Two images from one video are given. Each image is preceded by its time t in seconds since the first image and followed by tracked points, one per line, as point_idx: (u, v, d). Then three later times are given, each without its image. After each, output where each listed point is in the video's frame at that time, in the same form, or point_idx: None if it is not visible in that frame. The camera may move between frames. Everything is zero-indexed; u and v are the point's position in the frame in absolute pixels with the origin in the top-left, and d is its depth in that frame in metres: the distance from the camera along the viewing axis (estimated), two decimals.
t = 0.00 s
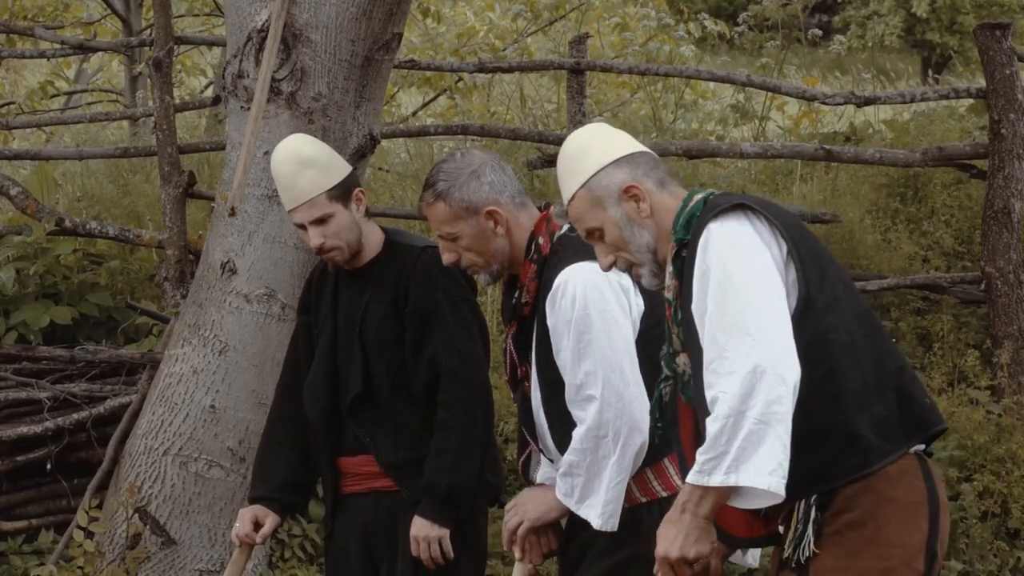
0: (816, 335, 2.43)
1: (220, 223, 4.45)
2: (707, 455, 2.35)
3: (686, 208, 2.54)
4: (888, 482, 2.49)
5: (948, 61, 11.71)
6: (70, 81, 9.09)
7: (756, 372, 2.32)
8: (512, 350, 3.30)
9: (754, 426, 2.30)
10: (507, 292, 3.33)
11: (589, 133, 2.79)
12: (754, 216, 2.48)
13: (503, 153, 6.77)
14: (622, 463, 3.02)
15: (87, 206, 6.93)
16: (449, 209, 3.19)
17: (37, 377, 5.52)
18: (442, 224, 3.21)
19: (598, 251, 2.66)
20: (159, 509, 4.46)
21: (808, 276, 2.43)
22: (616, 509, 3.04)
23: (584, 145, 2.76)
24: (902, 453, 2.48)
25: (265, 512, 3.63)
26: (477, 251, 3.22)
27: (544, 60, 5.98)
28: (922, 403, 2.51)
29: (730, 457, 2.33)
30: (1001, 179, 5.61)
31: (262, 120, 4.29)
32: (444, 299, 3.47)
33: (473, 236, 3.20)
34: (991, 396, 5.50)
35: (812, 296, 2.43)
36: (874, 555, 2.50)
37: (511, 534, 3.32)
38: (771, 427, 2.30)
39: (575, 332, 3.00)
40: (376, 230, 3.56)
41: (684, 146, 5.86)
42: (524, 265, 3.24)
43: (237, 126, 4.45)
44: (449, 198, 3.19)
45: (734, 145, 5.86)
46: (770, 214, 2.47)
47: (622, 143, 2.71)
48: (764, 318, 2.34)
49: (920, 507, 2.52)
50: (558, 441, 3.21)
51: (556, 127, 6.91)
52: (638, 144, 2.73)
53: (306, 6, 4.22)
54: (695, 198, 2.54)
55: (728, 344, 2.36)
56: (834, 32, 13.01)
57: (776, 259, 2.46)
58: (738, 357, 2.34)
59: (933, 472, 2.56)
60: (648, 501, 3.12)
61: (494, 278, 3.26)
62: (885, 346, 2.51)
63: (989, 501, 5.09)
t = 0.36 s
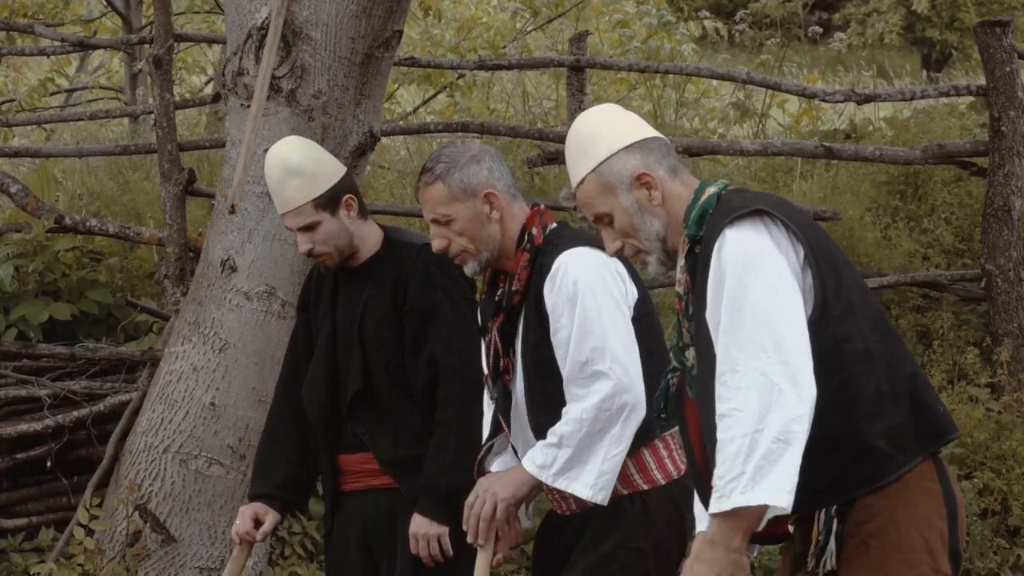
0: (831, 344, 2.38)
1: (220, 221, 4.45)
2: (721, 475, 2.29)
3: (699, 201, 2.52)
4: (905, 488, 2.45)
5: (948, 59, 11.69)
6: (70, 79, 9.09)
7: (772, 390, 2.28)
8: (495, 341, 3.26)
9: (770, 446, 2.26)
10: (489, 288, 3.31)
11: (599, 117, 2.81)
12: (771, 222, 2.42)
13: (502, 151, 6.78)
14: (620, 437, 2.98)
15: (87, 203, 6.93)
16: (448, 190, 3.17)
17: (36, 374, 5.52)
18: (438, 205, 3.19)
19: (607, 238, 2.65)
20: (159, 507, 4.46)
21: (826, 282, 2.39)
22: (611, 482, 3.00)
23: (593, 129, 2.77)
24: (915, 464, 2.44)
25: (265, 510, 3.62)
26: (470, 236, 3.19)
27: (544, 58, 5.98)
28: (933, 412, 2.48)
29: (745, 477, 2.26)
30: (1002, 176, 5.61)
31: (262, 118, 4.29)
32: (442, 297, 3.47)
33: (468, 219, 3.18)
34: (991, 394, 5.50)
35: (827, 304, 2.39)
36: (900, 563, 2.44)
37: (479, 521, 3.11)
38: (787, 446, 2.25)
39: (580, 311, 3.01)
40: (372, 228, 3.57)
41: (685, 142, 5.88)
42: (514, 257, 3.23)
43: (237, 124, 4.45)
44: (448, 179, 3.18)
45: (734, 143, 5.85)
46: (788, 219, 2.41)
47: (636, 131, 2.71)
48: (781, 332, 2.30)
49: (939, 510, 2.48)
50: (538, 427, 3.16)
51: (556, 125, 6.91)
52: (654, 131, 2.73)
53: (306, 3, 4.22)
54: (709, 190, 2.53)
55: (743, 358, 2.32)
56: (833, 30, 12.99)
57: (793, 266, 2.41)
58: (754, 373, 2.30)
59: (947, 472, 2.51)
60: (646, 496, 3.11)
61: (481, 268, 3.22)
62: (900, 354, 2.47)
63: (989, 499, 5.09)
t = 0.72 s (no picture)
0: (864, 345, 2.41)
1: (220, 216, 4.45)
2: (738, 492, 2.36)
3: (713, 211, 2.51)
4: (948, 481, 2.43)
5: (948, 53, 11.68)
6: (70, 73, 9.09)
7: (779, 411, 2.33)
8: (477, 326, 3.20)
9: (783, 466, 2.31)
10: (466, 279, 3.27)
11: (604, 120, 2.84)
12: (796, 228, 2.42)
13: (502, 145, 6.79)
14: (613, 396, 2.97)
15: (87, 198, 6.93)
16: (428, 170, 3.18)
17: (37, 368, 5.52)
18: (418, 186, 3.18)
19: (615, 248, 2.64)
20: (159, 501, 4.46)
21: (852, 288, 2.40)
22: (609, 444, 2.96)
23: (600, 135, 2.79)
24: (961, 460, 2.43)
25: (265, 504, 3.63)
26: (450, 217, 3.17)
27: (544, 52, 5.97)
28: (975, 405, 2.47)
29: (757, 496, 2.34)
30: (1002, 171, 5.62)
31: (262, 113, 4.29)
32: (439, 290, 3.47)
33: (448, 199, 3.17)
34: (991, 388, 5.51)
35: (859, 306, 2.40)
36: (952, 558, 2.42)
37: (502, 512, 2.94)
38: (799, 467, 2.31)
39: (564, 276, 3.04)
40: (370, 221, 3.58)
41: (685, 136, 5.88)
42: (494, 241, 3.21)
43: (237, 118, 4.46)
44: (428, 160, 3.19)
45: (733, 137, 5.85)
46: (815, 224, 2.41)
47: (645, 141, 2.70)
48: (797, 349, 2.33)
49: (985, 500, 2.46)
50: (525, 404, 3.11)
51: (556, 119, 6.91)
52: (664, 140, 2.71)
53: None
54: (722, 201, 2.52)
55: (762, 376, 2.36)
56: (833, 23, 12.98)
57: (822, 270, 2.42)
58: (769, 393, 2.35)
59: (990, 463, 2.50)
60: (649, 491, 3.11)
61: (461, 252, 3.20)
62: (936, 350, 2.47)
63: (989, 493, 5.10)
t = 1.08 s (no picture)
0: (870, 336, 2.40)
1: (220, 212, 4.45)
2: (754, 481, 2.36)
3: (725, 195, 2.52)
4: (945, 477, 2.41)
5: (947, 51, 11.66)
6: (70, 70, 9.09)
7: (795, 398, 2.33)
8: (476, 314, 3.22)
9: (798, 456, 2.31)
10: (473, 268, 3.30)
11: (628, 97, 2.81)
12: (807, 218, 2.43)
13: (502, 142, 6.79)
14: (607, 392, 2.96)
15: (88, 195, 6.93)
16: (444, 153, 3.23)
17: (36, 365, 5.53)
18: (432, 169, 3.24)
19: (622, 223, 2.66)
20: (159, 498, 4.46)
21: (862, 278, 2.40)
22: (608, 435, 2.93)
23: (619, 113, 2.76)
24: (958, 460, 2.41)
25: (265, 499, 3.63)
26: (461, 203, 3.21)
27: (544, 49, 5.97)
28: (974, 407, 2.46)
29: (774, 484, 2.34)
30: (1002, 167, 5.61)
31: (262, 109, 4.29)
32: (437, 284, 3.47)
33: (460, 184, 3.21)
34: (991, 385, 5.50)
35: (866, 297, 2.40)
36: (942, 556, 2.42)
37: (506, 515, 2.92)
38: (816, 456, 2.31)
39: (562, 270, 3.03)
40: (375, 220, 3.61)
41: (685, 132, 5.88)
42: (501, 231, 3.23)
43: (237, 115, 4.46)
44: (445, 144, 3.25)
45: (733, 133, 5.85)
46: (826, 213, 2.41)
47: (665, 120, 2.69)
48: (809, 337, 2.33)
49: (979, 497, 2.45)
50: (523, 396, 3.12)
51: (556, 115, 6.91)
52: (686, 124, 2.69)
53: None
54: (735, 186, 2.52)
55: (773, 364, 2.36)
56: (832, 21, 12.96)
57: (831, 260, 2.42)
58: (780, 381, 2.35)
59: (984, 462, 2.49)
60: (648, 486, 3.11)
61: (470, 238, 3.24)
62: (939, 348, 2.46)
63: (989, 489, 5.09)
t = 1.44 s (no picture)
0: (858, 339, 2.41)
1: (220, 211, 4.45)
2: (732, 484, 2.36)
3: (711, 202, 2.51)
4: (938, 475, 2.43)
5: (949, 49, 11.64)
6: (71, 68, 9.09)
7: (777, 401, 2.32)
8: (506, 299, 3.41)
9: (778, 460, 2.31)
10: (519, 247, 3.44)
11: (620, 101, 2.77)
12: (793, 223, 2.41)
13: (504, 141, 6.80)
14: (609, 421, 3.13)
15: (89, 193, 6.94)
16: (518, 131, 3.37)
17: (38, 364, 5.55)
18: (502, 143, 3.38)
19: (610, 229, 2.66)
20: (160, 497, 4.47)
21: (846, 282, 2.39)
22: (594, 467, 3.12)
23: (606, 120, 2.73)
24: (948, 459, 2.43)
25: (266, 498, 3.63)
26: (521, 182, 3.36)
27: (545, 48, 5.97)
28: (963, 405, 2.48)
29: (753, 488, 2.33)
30: (1003, 166, 5.60)
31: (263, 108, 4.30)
32: (438, 283, 3.47)
33: (525, 165, 3.36)
34: (992, 384, 5.50)
35: (854, 300, 2.40)
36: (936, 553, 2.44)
37: (505, 512, 3.22)
38: (795, 461, 2.30)
39: (591, 286, 3.18)
40: (379, 219, 3.59)
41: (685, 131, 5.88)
42: (547, 222, 3.38)
43: (238, 114, 4.46)
44: (522, 120, 3.38)
45: (734, 132, 5.85)
46: (811, 219, 2.40)
47: (652, 125, 2.66)
48: (791, 342, 2.32)
49: (972, 497, 2.47)
50: (534, 396, 3.31)
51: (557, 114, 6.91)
52: (672, 129, 2.68)
53: None
54: (720, 193, 2.51)
55: (754, 369, 2.35)
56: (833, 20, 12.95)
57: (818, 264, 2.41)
58: (761, 386, 2.34)
59: (977, 459, 2.50)
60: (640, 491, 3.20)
61: (518, 220, 3.40)
62: (927, 348, 2.47)
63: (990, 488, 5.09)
